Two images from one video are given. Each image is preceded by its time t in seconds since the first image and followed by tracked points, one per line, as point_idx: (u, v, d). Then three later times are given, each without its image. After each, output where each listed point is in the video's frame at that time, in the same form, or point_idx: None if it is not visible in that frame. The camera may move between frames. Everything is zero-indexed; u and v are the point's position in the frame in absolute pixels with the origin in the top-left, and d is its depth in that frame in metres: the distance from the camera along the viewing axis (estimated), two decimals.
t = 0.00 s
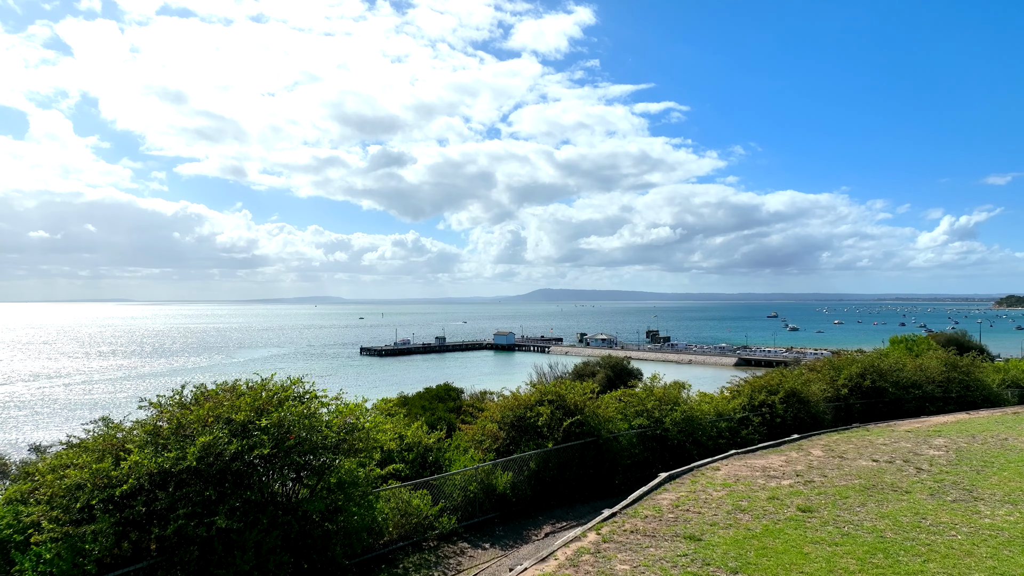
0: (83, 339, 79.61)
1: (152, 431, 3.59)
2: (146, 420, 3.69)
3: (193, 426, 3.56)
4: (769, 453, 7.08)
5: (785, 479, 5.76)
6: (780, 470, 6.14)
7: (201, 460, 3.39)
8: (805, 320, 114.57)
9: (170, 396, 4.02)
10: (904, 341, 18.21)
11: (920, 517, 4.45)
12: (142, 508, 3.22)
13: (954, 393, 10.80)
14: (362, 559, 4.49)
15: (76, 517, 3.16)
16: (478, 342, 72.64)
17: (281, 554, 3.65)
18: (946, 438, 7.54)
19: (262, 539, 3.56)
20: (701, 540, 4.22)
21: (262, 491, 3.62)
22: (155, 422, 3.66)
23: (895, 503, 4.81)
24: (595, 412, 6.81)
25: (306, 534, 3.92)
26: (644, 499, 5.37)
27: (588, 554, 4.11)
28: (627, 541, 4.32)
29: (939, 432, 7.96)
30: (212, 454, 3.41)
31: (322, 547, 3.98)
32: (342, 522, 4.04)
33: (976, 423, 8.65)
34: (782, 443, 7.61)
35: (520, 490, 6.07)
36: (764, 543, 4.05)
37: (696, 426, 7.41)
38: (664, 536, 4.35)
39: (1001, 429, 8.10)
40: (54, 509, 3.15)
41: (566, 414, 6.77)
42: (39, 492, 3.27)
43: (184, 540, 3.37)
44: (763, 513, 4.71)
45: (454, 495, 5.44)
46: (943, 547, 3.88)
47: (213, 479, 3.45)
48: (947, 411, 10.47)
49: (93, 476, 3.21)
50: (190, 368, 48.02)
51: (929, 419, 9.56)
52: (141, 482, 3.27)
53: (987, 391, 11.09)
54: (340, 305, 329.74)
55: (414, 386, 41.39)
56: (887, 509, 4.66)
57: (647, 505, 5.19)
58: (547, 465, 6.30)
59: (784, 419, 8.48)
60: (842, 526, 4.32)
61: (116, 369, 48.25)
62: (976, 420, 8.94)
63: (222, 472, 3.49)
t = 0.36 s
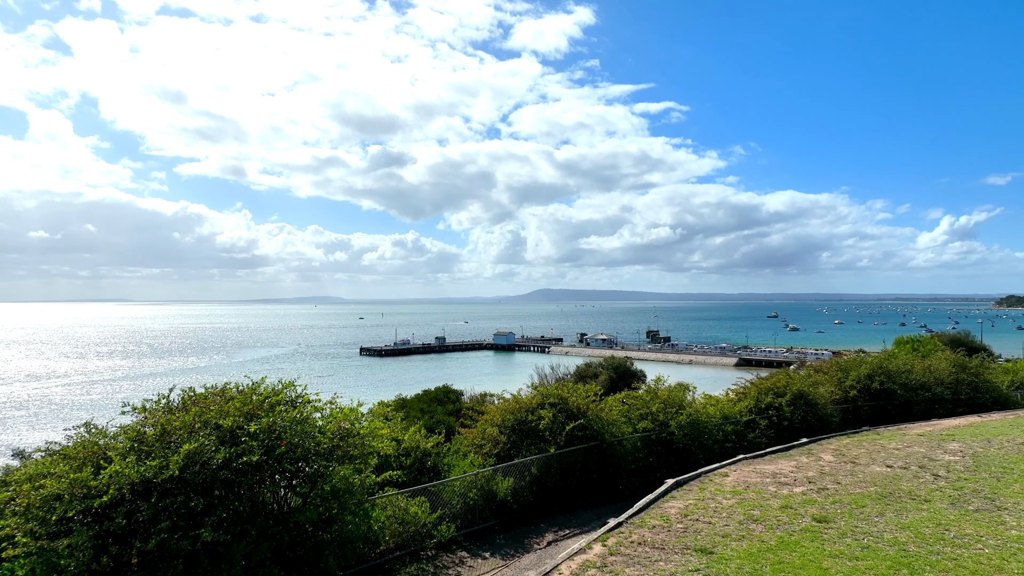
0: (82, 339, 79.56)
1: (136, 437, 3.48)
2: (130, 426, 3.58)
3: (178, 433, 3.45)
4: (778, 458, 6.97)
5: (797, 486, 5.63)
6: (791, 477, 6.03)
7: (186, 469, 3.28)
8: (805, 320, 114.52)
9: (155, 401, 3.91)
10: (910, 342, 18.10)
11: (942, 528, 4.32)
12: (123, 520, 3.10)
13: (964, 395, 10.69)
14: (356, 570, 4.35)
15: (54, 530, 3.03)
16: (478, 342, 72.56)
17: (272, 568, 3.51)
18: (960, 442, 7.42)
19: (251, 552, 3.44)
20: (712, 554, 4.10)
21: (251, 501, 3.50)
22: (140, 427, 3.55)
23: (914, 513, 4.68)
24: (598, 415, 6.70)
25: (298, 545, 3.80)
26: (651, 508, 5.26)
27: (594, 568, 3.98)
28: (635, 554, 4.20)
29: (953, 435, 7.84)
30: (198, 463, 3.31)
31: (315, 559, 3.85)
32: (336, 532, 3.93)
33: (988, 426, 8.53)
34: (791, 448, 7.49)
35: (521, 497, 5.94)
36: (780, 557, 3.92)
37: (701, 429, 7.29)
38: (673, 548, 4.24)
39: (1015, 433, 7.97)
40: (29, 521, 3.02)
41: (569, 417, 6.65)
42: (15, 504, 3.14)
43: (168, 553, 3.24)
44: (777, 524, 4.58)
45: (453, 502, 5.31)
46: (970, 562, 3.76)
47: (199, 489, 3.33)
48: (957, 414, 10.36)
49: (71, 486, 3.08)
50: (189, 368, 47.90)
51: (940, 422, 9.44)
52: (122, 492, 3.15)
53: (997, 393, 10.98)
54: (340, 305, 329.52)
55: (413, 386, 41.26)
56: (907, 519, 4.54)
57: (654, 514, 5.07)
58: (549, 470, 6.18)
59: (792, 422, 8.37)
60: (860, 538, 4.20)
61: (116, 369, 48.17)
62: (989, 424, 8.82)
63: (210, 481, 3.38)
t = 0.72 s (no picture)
0: (81, 339, 79.52)
1: (118, 444, 3.36)
2: (112, 431, 3.46)
3: (162, 440, 3.33)
4: (788, 463, 6.85)
5: (810, 494, 5.51)
6: (802, 484, 5.90)
7: (169, 479, 3.15)
8: (805, 320, 114.43)
9: (138, 406, 3.78)
10: (916, 343, 18.00)
11: (966, 541, 4.19)
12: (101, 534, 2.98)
13: (974, 397, 10.57)
14: None
15: (26, 545, 2.90)
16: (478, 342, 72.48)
17: None
18: (976, 447, 7.29)
19: (237, 566, 3.33)
20: (725, 569, 3.97)
21: (238, 512, 3.38)
22: (122, 433, 3.43)
23: (935, 524, 4.55)
24: (601, 419, 6.57)
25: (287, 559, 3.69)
26: (658, 517, 5.13)
27: None
28: (642, 568, 4.08)
29: (967, 440, 7.71)
30: (182, 472, 3.19)
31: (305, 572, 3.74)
32: (328, 541, 3.82)
33: (1002, 430, 8.41)
34: (800, 452, 7.37)
35: (523, 504, 5.81)
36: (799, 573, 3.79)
37: (707, 433, 7.15)
38: (683, 563, 4.11)
39: None
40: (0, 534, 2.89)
41: (571, 421, 6.53)
42: None
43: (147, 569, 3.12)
44: (792, 535, 4.46)
45: (451, 510, 5.21)
46: None
47: (183, 500, 3.24)
48: (967, 416, 10.24)
49: (46, 497, 2.97)
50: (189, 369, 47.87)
51: (951, 425, 9.32)
52: (100, 505, 3.02)
53: (1006, 395, 10.87)
54: (340, 305, 329.38)
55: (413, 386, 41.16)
56: (929, 531, 4.41)
57: (661, 524, 4.95)
58: (551, 476, 6.05)
59: (799, 425, 8.25)
60: (881, 552, 4.07)
61: (116, 369, 48.16)
62: (1002, 427, 8.69)
63: (195, 491, 3.28)
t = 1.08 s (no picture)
0: (81, 339, 79.51)
1: (97, 453, 3.24)
2: (92, 440, 3.35)
3: (143, 450, 3.21)
4: (798, 470, 6.74)
5: (824, 503, 5.39)
6: (814, 492, 5.78)
7: (150, 490, 3.03)
8: (805, 320, 114.31)
9: (122, 413, 3.67)
10: (921, 343, 17.87)
11: (993, 556, 4.04)
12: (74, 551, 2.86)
13: (984, 399, 10.46)
14: None
15: None
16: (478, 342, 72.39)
17: None
18: (992, 452, 7.17)
19: None
20: None
21: (222, 526, 3.25)
22: (102, 441, 3.31)
23: (959, 537, 4.42)
24: (605, 423, 6.46)
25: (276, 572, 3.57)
26: (665, 528, 5.02)
27: None
28: None
29: (982, 445, 7.59)
30: (163, 484, 3.06)
31: None
32: (319, 554, 3.68)
33: (1016, 434, 8.29)
34: (810, 458, 7.27)
35: (524, 511, 5.70)
36: None
37: (713, 437, 7.04)
38: None
39: None
40: None
41: (574, 425, 6.43)
42: None
43: None
44: (808, 549, 4.34)
45: (450, 519, 5.09)
46: None
47: (164, 513, 3.11)
48: (977, 419, 10.12)
49: (18, 511, 2.84)
50: (189, 369, 47.88)
51: (962, 429, 9.19)
52: (76, 518, 2.91)
53: (1017, 397, 10.74)
54: (340, 305, 329.44)
55: (412, 386, 41.05)
56: (952, 544, 4.28)
57: (670, 535, 4.82)
58: (553, 482, 5.92)
59: (807, 429, 8.14)
60: (903, 567, 3.95)
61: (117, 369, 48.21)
62: (1016, 431, 8.57)
63: (177, 504, 3.15)
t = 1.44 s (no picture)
0: (80, 339, 79.44)
1: (74, 462, 3.11)
2: (68, 448, 3.22)
3: (121, 458, 3.08)
4: (809, 476, 6.63)
5: (838, 513, 5.26)
6: (827, 500, 5.67)
7: (127, 502, 2.89)
8: (805, 320, 114.29)
9: (103, 420, 3.54)
10: (927, 344, 17.75)
11: (1021, 571, 3.89)
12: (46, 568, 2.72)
13: (994, 402, 10.35)
14: None
15: None
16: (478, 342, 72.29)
17: None
18: (1008, 457, 7.05)
19: None
20: None
21: (206, 540, 3.13)
22: (78, 449, 3.18)
23: (984, 550, 4.28)
24: (607, 427, 6.35)
25: None
26: (672, 539, 4.90)
27: None
28: None
29: (997, 450, 7.47)
30: (142, 495, 2.93)
31: None
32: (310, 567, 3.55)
33: None
34: (820, 463, 7.16)
35: (524, 519, 5.58)
36: None
37: (718, 441, 6.93)
38: None
39: None
40: None
41: (576, 429, 6.31)
42: None
43: None
44: (826, 563, 4.20)
45: (448, 528, 4.96)
46: None
47: (143, 525, 2.99)
48: (987, 421, 10.01)
49: None
50: (190, 369, 47.85)
51: (974, 432, 9.07)
52: (46, 532, 2.76)
53: None
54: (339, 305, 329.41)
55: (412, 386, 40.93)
56: (977, 558, 4.15)
57: (678, 547, 4.71)
58: (555, 489, 5.81)
59: (815, 433, 8.02)
60: None
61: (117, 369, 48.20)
62: None
63: (158, 516, 3.03)
